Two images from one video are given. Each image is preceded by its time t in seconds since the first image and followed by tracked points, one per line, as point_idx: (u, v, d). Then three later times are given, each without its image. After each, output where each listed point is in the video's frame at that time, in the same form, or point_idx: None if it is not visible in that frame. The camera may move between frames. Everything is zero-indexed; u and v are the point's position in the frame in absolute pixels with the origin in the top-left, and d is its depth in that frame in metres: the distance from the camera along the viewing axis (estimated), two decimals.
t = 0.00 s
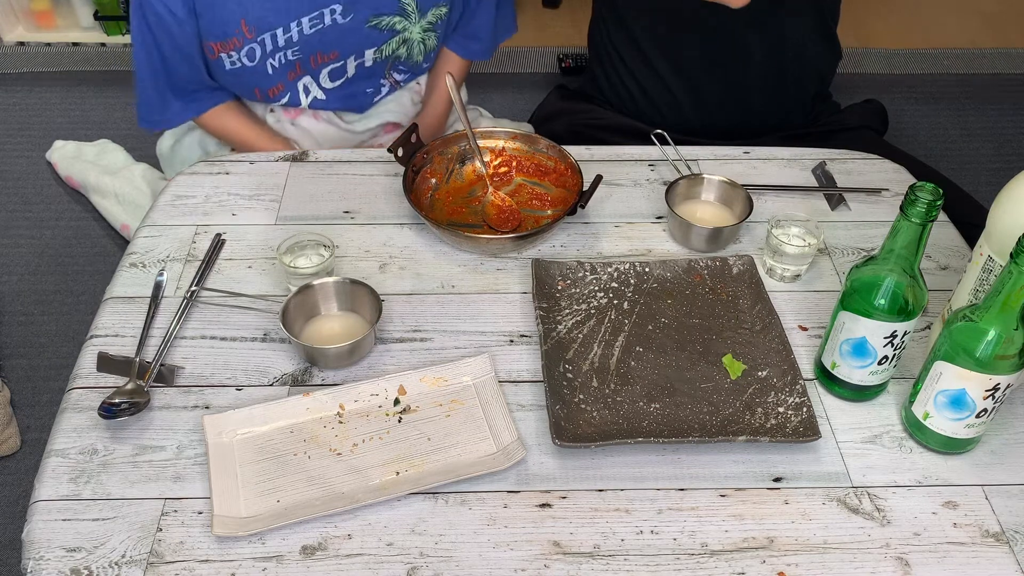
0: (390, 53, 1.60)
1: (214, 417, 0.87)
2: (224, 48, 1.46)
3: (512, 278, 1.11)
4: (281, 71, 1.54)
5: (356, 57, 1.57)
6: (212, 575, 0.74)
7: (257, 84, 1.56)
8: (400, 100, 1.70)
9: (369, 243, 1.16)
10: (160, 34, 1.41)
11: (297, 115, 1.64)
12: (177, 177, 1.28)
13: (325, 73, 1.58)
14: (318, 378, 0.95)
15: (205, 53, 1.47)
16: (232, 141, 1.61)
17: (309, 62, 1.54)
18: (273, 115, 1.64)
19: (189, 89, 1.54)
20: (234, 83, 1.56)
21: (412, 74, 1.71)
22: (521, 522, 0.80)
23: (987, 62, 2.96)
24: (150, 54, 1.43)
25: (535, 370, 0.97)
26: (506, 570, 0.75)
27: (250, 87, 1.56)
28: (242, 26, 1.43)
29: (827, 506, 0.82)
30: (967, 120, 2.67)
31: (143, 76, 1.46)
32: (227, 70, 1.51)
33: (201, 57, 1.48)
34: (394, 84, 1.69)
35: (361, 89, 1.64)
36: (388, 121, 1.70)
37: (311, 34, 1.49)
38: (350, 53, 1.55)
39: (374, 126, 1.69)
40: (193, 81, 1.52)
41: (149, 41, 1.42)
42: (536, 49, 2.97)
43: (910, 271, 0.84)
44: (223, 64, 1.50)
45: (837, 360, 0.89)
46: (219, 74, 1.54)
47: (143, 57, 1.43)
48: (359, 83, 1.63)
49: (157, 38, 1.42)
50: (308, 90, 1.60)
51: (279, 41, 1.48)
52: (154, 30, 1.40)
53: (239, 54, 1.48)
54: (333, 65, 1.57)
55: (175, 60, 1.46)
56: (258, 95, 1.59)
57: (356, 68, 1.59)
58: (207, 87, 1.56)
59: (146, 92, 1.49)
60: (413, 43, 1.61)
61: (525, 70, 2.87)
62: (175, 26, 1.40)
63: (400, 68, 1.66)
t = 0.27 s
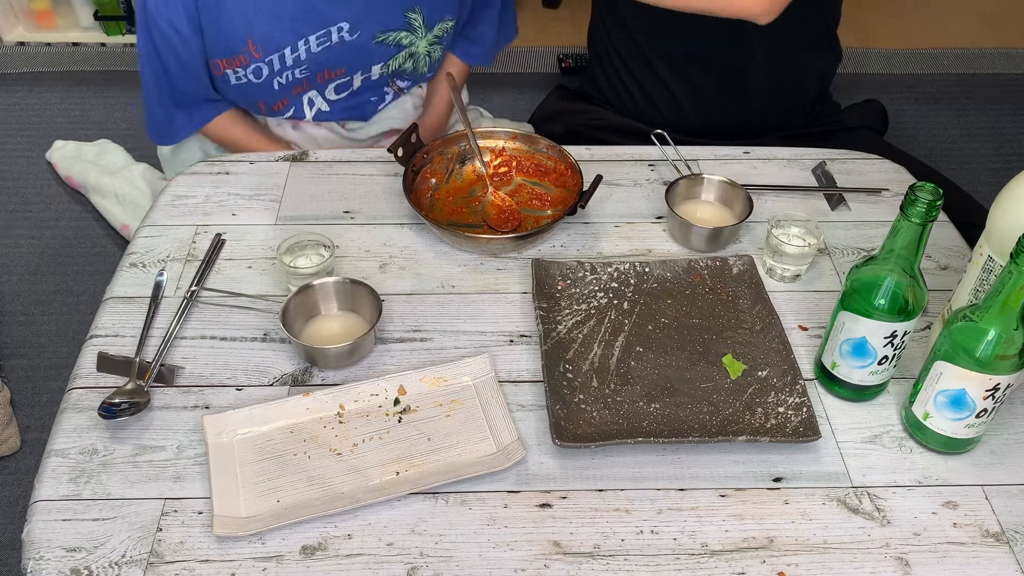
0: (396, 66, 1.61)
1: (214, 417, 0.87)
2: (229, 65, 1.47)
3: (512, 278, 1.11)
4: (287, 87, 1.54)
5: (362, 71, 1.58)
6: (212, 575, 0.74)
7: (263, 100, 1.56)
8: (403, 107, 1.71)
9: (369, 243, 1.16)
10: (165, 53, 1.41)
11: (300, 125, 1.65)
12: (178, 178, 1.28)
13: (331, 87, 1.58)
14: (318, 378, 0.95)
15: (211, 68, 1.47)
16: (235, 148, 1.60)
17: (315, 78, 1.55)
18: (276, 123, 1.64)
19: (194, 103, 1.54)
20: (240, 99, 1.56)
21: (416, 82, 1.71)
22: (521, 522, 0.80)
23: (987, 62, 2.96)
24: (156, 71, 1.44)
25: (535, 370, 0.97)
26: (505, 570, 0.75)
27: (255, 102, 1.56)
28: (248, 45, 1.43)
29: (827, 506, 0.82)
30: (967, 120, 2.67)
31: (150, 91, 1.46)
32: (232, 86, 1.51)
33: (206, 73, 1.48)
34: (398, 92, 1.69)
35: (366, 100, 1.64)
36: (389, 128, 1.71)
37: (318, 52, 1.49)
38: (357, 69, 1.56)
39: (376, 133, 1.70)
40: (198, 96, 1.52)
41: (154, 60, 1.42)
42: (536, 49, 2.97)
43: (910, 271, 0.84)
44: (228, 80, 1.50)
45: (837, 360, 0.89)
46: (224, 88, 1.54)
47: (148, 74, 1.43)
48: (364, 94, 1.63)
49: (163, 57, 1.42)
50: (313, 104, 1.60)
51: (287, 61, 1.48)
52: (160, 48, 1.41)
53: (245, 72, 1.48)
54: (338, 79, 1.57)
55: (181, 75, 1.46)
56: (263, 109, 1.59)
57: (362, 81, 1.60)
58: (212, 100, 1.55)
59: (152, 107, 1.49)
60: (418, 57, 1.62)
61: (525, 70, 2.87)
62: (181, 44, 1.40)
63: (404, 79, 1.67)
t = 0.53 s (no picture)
0: (396, 71, 1.62)
1: (214, 417, 0.87)
2: (230, 69, 1.47)
3: (512, 278, 1.11)
4: (287, 91, 1.55)
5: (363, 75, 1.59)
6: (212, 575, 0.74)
7: (263, 104, 1.57)
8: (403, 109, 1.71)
9: (369, 243, 1.16)
10: (166, 58, 1.41)
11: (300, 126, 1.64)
12: (177, 177, 1.28)
13: (332, 91, 1.59)
14: (318, 378, 0.95)
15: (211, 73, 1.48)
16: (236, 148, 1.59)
17: (316, 82, 1.55)
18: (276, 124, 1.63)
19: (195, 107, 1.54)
20: (241, 102, 1.56)
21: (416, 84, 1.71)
22: (521, 522, 0.80)
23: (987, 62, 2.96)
24: (157, 75, 1.44)
25: (535, 370, 0.97)
26: (505, 570, 0.75)
27: (255, 106, 1.56)
28: (249, 50, 1.44)
29: (827, 506, 0.82)
30: (967, 120, 2.67)
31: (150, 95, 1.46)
32: (233, 89, 1.52)
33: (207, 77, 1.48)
34: (398, 94, 1.70)
35: (366, 103, 1.65)
36: (389, 131, 1.70)
37: (318, 57, 1.50)
38: (357, 73, 1.57)
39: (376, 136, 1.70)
40: (198, 100, 1.53)
41: (155, 64, 1.42)
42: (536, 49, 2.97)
43: (910, 271, 0.84)
44: (228, 84, 1.51)
45: (838, 360, 0.89)
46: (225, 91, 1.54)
47: (149, 78, 1.43)
48: (364, 97, 1.64)
49: (163, 61, 1.42)
50: (313, 107, 1.61)
51: (288, 66, 1.49)
52: (160, 52, 1.41)
53: (246, 76, 1.49)
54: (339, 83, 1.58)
55: (181, 79, 1.46)
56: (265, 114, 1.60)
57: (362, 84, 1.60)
58: (212, 103, 1.55)
59: (153, 111, 1.49)
60: (419, 61, 1.63)
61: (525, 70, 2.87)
62: (182, 49, 1.40)
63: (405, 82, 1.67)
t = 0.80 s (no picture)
0: (397, 70, 1.61)
1: (214, 416, 0.87)
2: (230, 69, 1.47)
3: (512, 278, 1.11)
4: (287, 91, 1.55)
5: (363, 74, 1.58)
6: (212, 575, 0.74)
7: (264, 103, 1.57)
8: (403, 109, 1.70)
9: (369, 243, 1.16)
10: (166, 57, 1.41)
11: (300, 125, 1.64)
12: (177, 178, 1.28)
13: (332, 90, 1.58)
14: (318, 378, 0.95)
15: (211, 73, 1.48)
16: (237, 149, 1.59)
17: (316, 82, 1.55)
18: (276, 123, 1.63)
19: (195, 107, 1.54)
20: (241, 102, 1.56)
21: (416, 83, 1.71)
22: (521, 522, 0.80)
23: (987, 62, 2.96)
24: (158, 75, 1.44)
25: (535, 370, 0.97)
26: (505, 570, 0.75)
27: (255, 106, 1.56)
28: (248, 49, 1.44)
29: (827, 506, 0.82)
30: (967, 120, 2.67)
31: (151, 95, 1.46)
32: (233, 89, 1.52)
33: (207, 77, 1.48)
34: (398, 93, 1.70)
35: (367, 102, 1.65)
36: (389, 130, 1.70)
37: (318, 56, 1.49)
38: (357, 72, 1.56)
39: (377, 136, 1.70)
40: (199, 100, 1.53)
41: (155, 64, 1.42)
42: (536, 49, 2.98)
43: (911, 271, 0.84)
44: (228, 84, 1.51)
45: (838, 360, 0.89)
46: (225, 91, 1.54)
47: (149, 78, 1.44)
48: (365, 97, 1.64)
49: (163, 61, 1.42)
50: (313, 107, 1.60)
51: (288, 65, 1.49)
52: (160, 52, 1.41)
53: (246, 76, 1.49)
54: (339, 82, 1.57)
55: (182, 79, 1.46)
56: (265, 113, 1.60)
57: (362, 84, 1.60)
58: (213, 103, 1.55)
59: (153, 111, 1.49)
60: (419, 60, 1.63)
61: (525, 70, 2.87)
62: (181, 48, 1.40)
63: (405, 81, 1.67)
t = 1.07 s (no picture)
0: (394, 66, 1.61)
1: (214, 416, 0.87)
2: (228, 66, 1.47)
3: (512, 278, 1.11)
4: (285, 87, 1.55)
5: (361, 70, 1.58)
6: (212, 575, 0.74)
7: (262, 99, 1.56)
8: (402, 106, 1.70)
9: (370, 243, 1.16)
10: (163, 53, 1.41)
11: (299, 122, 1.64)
12: (177, 177, 1.28)
13: (329, 86, 1.59)
14: (318, 378, 0.95)
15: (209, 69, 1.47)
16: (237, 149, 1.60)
17: (314, 77, 1.55)
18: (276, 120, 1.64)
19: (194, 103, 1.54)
20: (240, 99, 1.56)
21: (416, 80, 1.72)
22: (521, 522, 0.80)
23: (987, 62, 2.96)
24: (156, 71, 1.43)
25: (535, 370, 0.97)
26: (505, 570, 0.75)
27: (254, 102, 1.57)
28: (246, 46, 1.43)
29: (827, 506, 0.82)
30: (967, 120, 2.67)
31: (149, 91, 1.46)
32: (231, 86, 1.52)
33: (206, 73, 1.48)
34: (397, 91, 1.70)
35: (366, 98, 1.65)
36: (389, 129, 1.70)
37: (315, 51, 1.49)
38: (354, 67, 1.56)
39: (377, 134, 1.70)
40: (197, 96, 1.52)
41: (154, 60, 1.42)
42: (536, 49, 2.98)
43: (911, 271, 0.84)
44: (227, 80, 1.50)
45: (837, 360, 0.89)
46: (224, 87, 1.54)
47: (148, 74, 1.43)
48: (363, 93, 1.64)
49: (161, 57, 1.41)
50: (313, 103, 1.61)
51: (285, 60, 1.48)
52: (158, 48, 1.40)
53: (244, 72, 1.48)
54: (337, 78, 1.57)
55: (180, 76, 1.45)
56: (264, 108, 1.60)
57: (360, 79, 1.60)
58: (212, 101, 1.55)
59: (152, 108, 1.49)
60: (417, 55, 1.63)
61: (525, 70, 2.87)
62: (179, 44, 1.40)
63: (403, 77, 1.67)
